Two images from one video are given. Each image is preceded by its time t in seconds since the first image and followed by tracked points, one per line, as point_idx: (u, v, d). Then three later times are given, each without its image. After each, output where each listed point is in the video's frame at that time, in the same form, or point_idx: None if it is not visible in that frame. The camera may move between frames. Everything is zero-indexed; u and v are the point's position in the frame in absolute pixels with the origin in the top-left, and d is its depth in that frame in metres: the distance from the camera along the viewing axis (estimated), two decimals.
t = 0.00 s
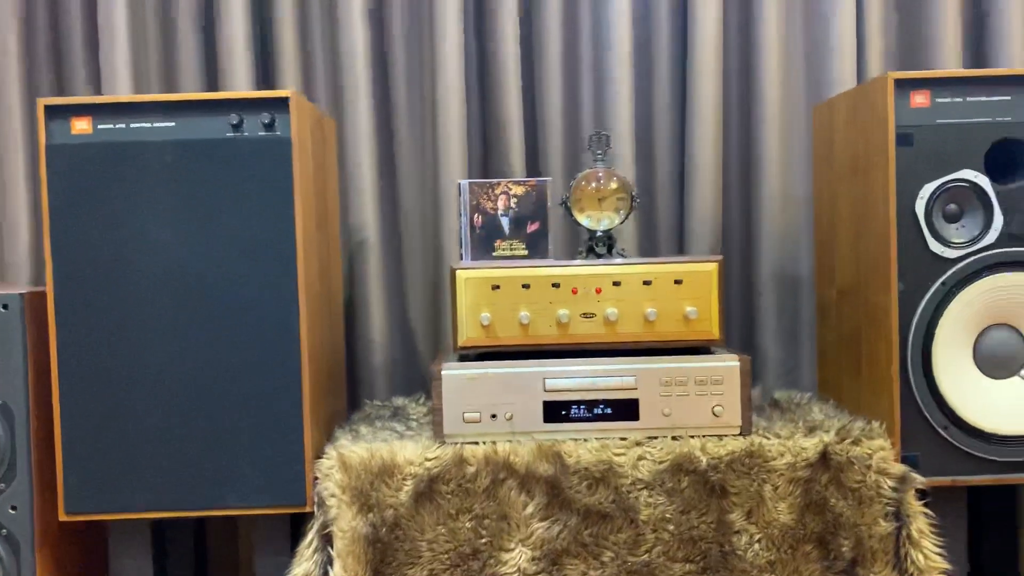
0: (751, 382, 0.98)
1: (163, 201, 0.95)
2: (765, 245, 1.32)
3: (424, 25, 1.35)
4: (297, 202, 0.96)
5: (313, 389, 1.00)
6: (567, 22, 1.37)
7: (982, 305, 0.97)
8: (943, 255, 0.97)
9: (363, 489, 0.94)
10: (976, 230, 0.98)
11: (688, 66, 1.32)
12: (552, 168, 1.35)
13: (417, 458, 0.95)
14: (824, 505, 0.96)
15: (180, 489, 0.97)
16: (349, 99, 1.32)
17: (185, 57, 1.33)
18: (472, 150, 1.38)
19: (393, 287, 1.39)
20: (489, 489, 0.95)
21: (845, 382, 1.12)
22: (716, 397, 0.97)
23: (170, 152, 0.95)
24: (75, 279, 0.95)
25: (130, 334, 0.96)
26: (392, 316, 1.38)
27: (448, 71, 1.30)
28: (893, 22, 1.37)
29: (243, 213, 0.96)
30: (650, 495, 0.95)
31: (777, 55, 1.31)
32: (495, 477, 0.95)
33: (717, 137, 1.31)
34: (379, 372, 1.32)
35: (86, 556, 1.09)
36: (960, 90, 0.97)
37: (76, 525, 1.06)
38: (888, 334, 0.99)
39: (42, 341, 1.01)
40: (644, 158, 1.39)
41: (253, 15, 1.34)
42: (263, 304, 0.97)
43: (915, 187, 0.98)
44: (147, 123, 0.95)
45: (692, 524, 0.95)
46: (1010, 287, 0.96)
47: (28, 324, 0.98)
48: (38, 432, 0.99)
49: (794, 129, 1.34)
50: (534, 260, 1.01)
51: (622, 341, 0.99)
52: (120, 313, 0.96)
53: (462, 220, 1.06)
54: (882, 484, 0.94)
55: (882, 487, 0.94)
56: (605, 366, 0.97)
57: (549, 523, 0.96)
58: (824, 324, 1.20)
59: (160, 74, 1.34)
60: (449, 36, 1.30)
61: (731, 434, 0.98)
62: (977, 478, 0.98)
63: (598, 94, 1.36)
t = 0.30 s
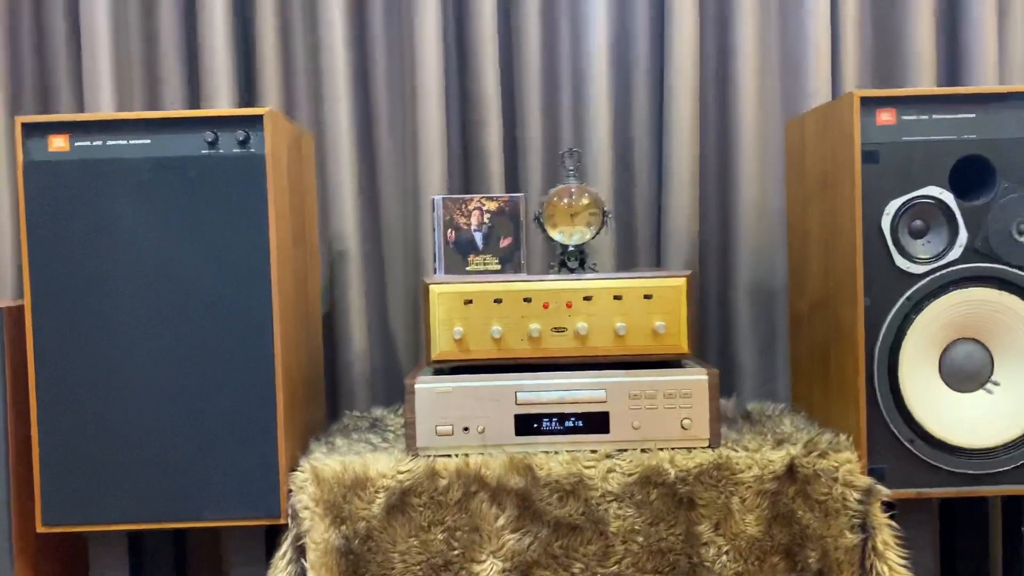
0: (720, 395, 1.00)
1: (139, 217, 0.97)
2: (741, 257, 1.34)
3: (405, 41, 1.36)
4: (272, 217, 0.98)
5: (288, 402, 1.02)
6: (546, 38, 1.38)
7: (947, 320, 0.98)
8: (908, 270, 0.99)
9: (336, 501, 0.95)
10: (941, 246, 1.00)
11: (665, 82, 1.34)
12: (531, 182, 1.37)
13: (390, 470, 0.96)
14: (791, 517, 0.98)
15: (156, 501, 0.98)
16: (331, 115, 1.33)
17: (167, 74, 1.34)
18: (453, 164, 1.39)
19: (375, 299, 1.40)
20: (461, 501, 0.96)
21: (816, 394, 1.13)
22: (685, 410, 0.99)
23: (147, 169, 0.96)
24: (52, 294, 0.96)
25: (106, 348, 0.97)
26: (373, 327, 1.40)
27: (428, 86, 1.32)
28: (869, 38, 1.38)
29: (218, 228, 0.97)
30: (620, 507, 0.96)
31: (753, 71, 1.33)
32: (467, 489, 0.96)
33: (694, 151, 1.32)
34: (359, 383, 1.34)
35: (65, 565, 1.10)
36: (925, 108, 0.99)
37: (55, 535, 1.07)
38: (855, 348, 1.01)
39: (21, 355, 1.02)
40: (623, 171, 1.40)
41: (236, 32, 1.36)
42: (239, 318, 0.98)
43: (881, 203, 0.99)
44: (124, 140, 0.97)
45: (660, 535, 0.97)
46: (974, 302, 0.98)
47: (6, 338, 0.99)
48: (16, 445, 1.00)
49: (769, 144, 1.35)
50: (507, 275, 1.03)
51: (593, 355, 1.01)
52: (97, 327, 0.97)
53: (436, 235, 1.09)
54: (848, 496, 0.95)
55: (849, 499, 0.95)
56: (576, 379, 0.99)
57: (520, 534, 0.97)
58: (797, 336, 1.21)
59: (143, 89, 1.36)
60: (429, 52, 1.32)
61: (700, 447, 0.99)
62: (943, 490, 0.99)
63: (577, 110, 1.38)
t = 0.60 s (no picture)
0: (710, 407, 1.02)
1: (141, 232, 0.99)
2: (732, 267, 1.36)
3: (402, 57, 1.39)
4: (271, 233, 1.00)
5: (287, 413, 1.04)
6: (541, 53, 1.41)
7: (932, 334, 1.00)
8: (893, 285, 1.01)
9: (333, 511, 0.97)
10: (926, 261, 1.02)
11: (658, 96, 1.36)
12: (526, 195, 1.39)
13: (387, 480, 0.98)
14: (779, 527, 0.99)
15: (157, 510, 1.00)
16: (329, 130, 1.36)
17: (168, 91, 1.37)
18: (449, 177, 1.42)
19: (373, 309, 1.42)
20: (456, 510, 0.98)
21: (804, 404, 1.16)
22: (676, 422, 1.01)
23: (148, 185, 0.98)
24: (55, 307, 0.98)
25: (109, 360, 0.99)
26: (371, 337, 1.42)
27: (424, 101, 1.34)
28: (859, 53, 1.41)
29: (218, 243, 0.99)
30: (611, 517, 0.98)
31: (744, 87, 1.35)
32: (461, 499, 0.98)
33: (686, 164, 1.34)
34: (358, 392, 1.37)
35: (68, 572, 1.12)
36: (910, 126, 1.01)
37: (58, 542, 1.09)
38: (841, 361, 1.03)
39: (26, 366, 1.05)
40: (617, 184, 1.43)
41: (235, 49, 1.38)
42: (239, 331, 1.00)
43: (867, 219, 1.01)
44: (126, 157, 0.99)
45: (651, 544, 0.99)
46: (959, 316, 1.00)
47: (11, 351, 1.01)
48: (21, 455, 1.02)
49: (761, 157, 1.37)
50: (501, 289, 1.05)
51: (585, 367, 1.03)
52: (100, 340, 0.99)
53: (432, 249, 1.11)
54: (834, 507, 0.97)
55: (835, 509, 0.98)
56: (568, 391, 1.01)
57: (514, 543, 0.98)
58: (786, 347, 1.24)
59: (144, 104, 1.38)
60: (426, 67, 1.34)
61: (690, 458, 1.01)
62: (926, 500, 1.01)
63: (572, 124, 1.40)
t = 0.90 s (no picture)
0: (702, 411, 1.04)
1: (144, 240, 1.01)
2: (726, 273, 1.38)
3: (401, 65, 1.41)
4: (272, 240, 1.02)
5: (287, 417, 1.06)
6: (538, 61, 1.43)
7: (919, 339, 1.02)
8: (882, 292, 1.03)
9: (333, 513, 0.99)
10: (915, 268, 1.04)
11: (653, 105, 1.38)
12: (523, 202, 1.41)
13: (386, 483, 1.00)
14: (770, 529, 1.01)
15: (161, 513, 1.02)
16: (329, 138, 1.38)
17: (170, 100, 1.39)
18: (448, 184, 1.43)
19: (372, 314, 1.44)
20: (453, 513, 1.00)
21: (796, 408, 1.18)
22: (669, 426, 1.03)
23: (152, 194, 1.00)
24: (60, 313, 1.00)
25: (112, 365, 1.01)
26: (370, 342, 1.44)
27: (423, 109, 1.36)
28: (851, 61, 1.43)
29: (220, 251, 1.01)
30: (605, 519, 1.00)
31: (737, 96, 1.37)
32: (458, 501, 1.00)
33: (680, 172, 1.36)
34: (356, 396, 1.39)
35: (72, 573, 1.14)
36: (898, 136, 1.03)
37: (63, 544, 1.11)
38: (831, 366, 1.05)
39: (31, 371, 1.07)
40: (613, 190, 1.45)
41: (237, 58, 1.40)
42: (241, 337, 1.02)
43: (856, 228, 1.03)
44: (130, 166, 1.01)
45: (644, 546, 1.00)
46: (946, 322, 1.02)
47: (17, 356, 1.03)
48: (26, 458, 1.04)
49: (754, 164, 1.39)
50: (498, 295, 1.07)
51: (580, 372, 1.05)
52: (104, 346, 1.01)
53: (430, 256, 1.13)
54: (824, 509, 1.00)
55: (825, 511, 1.00)
56: (563, 396, 1.03)
57: (510, 545, 1.00)
58: (778, 352, 1.26)
59: (146, 112, 1.40)
60: (424, 76, 1.36)
61: (683, 461, 1.03)
62: (913, 502, 1.04)
63: (568, 132, 1.42)
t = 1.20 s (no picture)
0: (691, 415, 1.06)
1: (146, 248, 1.03)
2: (717, 278, 1.41)
3: (398, 73, 1.43)
4: (271, 248, 1.04)
5: (286, 421, 1.08)
6: (533, 69, 1.45)
7: (903, 345, 1.05)
8: (867, 298, 1.06)
9: (331, 515, 1.02)
10: (899, 275, 1.06)
11: (645, 113, 1.41)
12: (518, 208, 1.44)
13: (382, 486, 1.02)
14: (757, 530, 1.03)
15: (162, 515, 1.04)
16: (327, 146, 1.40)
17: (171, 110, 1.41)
18: (443, 191, 1.46)
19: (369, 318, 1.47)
20: (448, 514, 1.03)
21: (784, 412, 1.20)
22: (659, 429, 1.05)
23: (153, 203, 1.03)
24: (63, 320, 1.03)
25: (115, 370, 1.03)
26: (367, 346, 1.46)
27: (419, 117, 1.38)
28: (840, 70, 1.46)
29: (221, 259, 1.04)
30: (597, 520, 1.02)
31: (728, 103, 1.40)
32: (453, 503, 1.02)
33: (672, 178, 1.39)
34: (354, 400, 1.41)
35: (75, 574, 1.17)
36: (882, 146, 1.05)
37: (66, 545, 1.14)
38: (817, 370, 1.08)
39: (35, 376, 1.09)
40: (606, 195, 1.47)
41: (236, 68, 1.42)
42: (240, 343, 1.05)
43: (842, 236, 1.06)
44: (132, 175, 1.03)
45: (635, 547, 1.03)
46: (929, 327, 1.04)
47: (22, 361, 1.06)
48: (31, 461, 1.07)
49: (744, 170, 1.42)
50: (492, 302, 1.09)
51: (572, 377, 1.07)
52: (108, 351, 1.03)
53: (425, 264, 1.15)
54: (810, 511, 1.02)
55: (811, 513, 1.02)
56: (556, 400, 1.05)
57: (503, 546, 1.03)
58: (767, 356, 1.28)
59: (146, 121, 1.42)
60: (420, 84, 1.38)
61: (672, 463, 1.06)
62: (897, 504, 1.06)
63: (562, 139, 1.44)
